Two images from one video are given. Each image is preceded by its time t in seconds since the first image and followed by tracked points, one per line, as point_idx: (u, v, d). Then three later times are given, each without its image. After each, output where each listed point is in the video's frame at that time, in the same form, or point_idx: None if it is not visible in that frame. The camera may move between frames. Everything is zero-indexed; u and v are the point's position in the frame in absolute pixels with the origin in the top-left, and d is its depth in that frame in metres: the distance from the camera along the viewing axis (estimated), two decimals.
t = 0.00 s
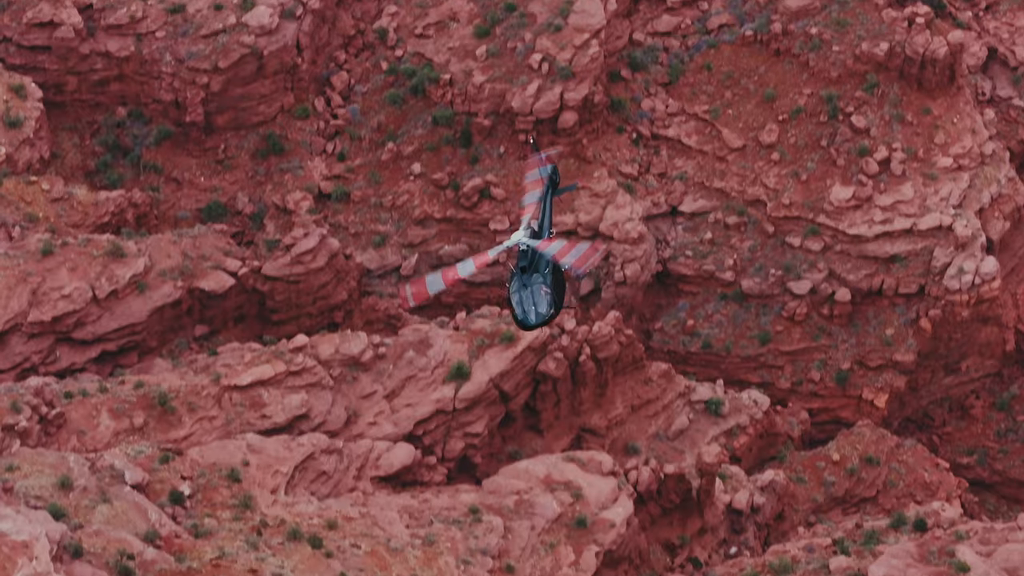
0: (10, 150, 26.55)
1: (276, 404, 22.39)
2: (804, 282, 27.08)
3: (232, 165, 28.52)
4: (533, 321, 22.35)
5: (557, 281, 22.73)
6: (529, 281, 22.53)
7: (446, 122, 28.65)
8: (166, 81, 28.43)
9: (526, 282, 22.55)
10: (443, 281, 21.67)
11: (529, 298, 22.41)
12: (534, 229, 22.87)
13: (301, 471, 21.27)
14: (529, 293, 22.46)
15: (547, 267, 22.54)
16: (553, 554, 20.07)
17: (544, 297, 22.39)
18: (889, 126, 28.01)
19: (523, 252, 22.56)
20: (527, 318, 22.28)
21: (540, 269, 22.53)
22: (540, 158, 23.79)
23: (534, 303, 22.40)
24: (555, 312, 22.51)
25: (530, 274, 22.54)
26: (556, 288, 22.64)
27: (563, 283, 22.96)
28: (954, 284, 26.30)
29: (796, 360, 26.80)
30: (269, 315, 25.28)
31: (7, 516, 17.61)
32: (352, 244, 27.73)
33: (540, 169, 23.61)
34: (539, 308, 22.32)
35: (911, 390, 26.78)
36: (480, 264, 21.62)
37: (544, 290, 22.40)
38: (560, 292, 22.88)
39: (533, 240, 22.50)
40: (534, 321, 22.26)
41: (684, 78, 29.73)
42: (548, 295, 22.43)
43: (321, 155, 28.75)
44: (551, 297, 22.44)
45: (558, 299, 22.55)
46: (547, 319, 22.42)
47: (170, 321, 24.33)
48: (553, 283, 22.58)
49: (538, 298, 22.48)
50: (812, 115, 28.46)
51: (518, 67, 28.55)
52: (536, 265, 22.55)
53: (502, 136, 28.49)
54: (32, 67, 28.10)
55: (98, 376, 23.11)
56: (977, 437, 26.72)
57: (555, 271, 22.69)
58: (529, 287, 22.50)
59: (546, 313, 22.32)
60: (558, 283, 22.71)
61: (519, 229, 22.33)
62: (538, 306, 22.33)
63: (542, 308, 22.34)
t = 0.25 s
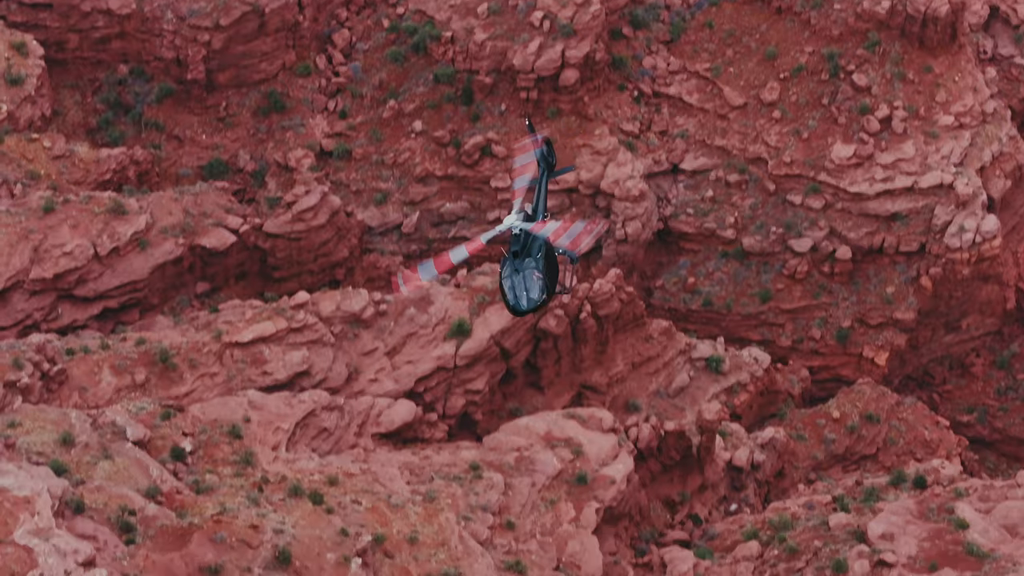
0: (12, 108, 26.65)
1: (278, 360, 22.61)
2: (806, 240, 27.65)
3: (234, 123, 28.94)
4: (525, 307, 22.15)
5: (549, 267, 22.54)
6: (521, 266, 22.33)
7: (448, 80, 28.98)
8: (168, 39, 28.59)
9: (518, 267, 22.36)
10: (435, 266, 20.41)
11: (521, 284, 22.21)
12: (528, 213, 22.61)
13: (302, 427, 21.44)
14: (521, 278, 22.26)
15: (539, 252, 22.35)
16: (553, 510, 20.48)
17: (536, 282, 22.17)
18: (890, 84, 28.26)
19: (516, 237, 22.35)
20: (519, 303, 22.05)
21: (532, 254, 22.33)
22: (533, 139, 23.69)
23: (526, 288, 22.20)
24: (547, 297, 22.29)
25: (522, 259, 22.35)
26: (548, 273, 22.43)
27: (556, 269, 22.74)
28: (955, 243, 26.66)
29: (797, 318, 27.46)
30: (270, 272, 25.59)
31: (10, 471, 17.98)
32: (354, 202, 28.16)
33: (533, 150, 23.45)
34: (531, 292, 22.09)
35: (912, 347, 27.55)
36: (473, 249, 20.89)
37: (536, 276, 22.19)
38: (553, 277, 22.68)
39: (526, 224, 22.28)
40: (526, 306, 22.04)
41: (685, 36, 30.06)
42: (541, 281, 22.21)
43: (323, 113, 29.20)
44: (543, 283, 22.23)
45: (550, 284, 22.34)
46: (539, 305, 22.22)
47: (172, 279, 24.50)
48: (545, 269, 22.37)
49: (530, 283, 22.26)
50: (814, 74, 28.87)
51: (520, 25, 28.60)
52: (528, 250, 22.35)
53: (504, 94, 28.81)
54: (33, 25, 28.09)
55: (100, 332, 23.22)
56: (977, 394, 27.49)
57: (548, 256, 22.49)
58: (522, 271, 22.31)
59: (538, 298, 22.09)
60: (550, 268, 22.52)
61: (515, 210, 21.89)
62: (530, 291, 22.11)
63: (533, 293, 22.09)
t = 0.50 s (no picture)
0: (16, 65, 27.25)
1: (281, 316, 23.18)
2: (809, 198, 29.07)
3: (238, 80, 30.01)
4: (517, 292, 21.45)
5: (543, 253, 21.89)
6: (514, 251, 21.68)
7: (452, 37, 30.07)
8: None
9: (511, 252, 21.68)
10: (430, 254, 20.51)
11: (513, 268, 21.53)
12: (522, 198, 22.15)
13: (307, 383, 21.98)
14: (514, 262, 21.59)
15: (533, 237, 21.78)
16: (556, 467, 21.16)
17: (529, 266, 21.50)
18: (895, 42, 29.41)
19: (509, 221, 21.78)
20: (512, 286, 21.32)
21: (525, 239, 21.73)
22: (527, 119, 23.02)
23: (519, 273, 21.51)
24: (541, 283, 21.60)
25: (514, 244, 21.71)
26: (542, 259, 21.76)
27: (549, 258, 22.09)
28: (958, 200, 28.16)
29: (800, 275, 29.05)
30: (274, 229, 26.26)
31: (14, 426, 17.99)
32: (357, 158, 29.32)
33: (528, 128, 23.00)
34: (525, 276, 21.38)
35: (915, 305, 29.28)
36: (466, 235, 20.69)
37: (529, 260, 21.51)
38: (546, 265, 22.01)
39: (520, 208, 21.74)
40: (519, 290, 21.30)
41: None
42: (534, 266, 21.53)
43: (327, 70, 30.38)
44: (536, 268, 21.53)
45: (543, 270, 21.67)
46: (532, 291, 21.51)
47: (175, 235, 25.10)
48: (538, 254, 21.71)
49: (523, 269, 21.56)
50: (818, 31, 30.12)
51: None
52: (521, 235, 21.77)
53: (507, 51, 29.81)
54: None
55: (104, 289, 23.70)
56: (980, 352, 29.25)
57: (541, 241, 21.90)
58: (516, 256, 21.62)
59: (530, 283, 21.36)
60: (544, 255, 21.88)
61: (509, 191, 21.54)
62: (524, 275, 21.41)
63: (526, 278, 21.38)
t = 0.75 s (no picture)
0: (27, 21, 27.64)
1: (292, 272, 23.81)
2: (819, 157, 29.37)
3: (249, 37, 29.99)
4: (517, 277, 22.00)
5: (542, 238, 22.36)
6: (513, 236, 22.16)
7: None
8: None
9: (510, 237, 22.19)
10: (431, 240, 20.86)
11: (512, 253, 22.06)
12: (522, 181, 22.56)
13: (316, 338, 22.55)
14: (513, 247, 22.09)
15: (532, 221, 22.22)
16: (564, 424, 21.77)
17: (527, 252, 22.01)
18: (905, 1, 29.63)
19: (509, 206, 22.30)
20: (511, 273, 21.88)
21: (524, 225, 22.19)
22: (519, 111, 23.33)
23: (518, 258, 22.04)
24: (540, 268, 22.10)
25: (514, 229, 22.20)
26: (540, 244, 22.23)
27: (548, 241, 22.57)
28: (968, 159, 28.36)
29: (810, 235, 29.33)
30: (285, 185, 26.80)
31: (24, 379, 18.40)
32: (368, 115, 29.41)
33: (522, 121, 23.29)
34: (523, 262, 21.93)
35: (925, 265, 29.47)
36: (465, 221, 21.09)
37: (527, 246, 22.01)
38: (546, 248, 22.49)
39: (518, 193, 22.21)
40: (517, 276, 21.88)
41: None
42: (533, 251, 22.03)
43: (338, 27, 30.32)
44: (534, 254, 22.04)
45: (542, 255, 22.15)
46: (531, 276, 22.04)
47: (187, 191, 25.65)
48: (537, 240, 22.18)
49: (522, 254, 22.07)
50: None
51: None
52: (520, 220, 22.24)
53: (518, 9, 30.21)
54: None
55: (115, 244, 24.28)
56: (989, 312, 29.37)
57: (540, 226, 22.37)
58: (515, 242, 22.12)
59: (529, 268, 21.91)
60: (543, 239, 22.33)
61: (508, 178, 21.95)
62: (522, 261, 21.95)
63: (524, 264, 21.94)
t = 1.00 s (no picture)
0: None
1: (310, 228, 24.34)
2: (838, 117, 29.72)
3: None
4: (521, 264, 22.61)
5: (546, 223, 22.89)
6: (519, 221, 22.68)
7: None
8: None
9: (516, 222, 22.69)
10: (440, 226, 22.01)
11: (518, 239, 22.60)
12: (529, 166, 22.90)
13: (334, 295, 23.14)
14: (518, 233, 22.63)
15: (538, 208, 22.72)
16: (581, 380, 22.45)
17: (533, 239, 22.59)
18: None
19: (515, 191, 22.66)
20: (515, 259, 22.48)
21: (529, 211, 22.69)
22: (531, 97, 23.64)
23: (523, 245, 22.59)
24: (543, 254, 22.71)
25: (519, 214, 22.69)
26: (545, 230, 22.79)
27: (552, 226, 23.11)
28: (987, 120, 28.82)
29: (827, 195, 29.81)
30: (303, 141, 26.97)
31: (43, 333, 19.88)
32: (386, 72, 29.26)
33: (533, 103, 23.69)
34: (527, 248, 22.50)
35: (943, 226, 29.89)
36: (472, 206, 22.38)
37: (533, 233, 22.58)
38: (551, 233, 23.04)
39: (525, 179, 22.61)
40: (522, 263, 22.49)
41: None
42: (538, 239, 22.61)
43: None
44: (539, 241, 22.60)
45: (547, 241, 22.73)
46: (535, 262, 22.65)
47: (205, 146, 25.85)
48: (542, 226, 22.73)
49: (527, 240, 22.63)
50: None
51: None
52: (526, 206, 22.72)
53: None
54: None
55: (133, 200, 24.49)
56: (1007, 274, 30.02)
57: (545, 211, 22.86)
58: (520, 228, 22.65)
59: (534, 256, 22.50)
60: (547, 225, 22.88)
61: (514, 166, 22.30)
62: (527, 247, 22.52)
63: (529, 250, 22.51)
